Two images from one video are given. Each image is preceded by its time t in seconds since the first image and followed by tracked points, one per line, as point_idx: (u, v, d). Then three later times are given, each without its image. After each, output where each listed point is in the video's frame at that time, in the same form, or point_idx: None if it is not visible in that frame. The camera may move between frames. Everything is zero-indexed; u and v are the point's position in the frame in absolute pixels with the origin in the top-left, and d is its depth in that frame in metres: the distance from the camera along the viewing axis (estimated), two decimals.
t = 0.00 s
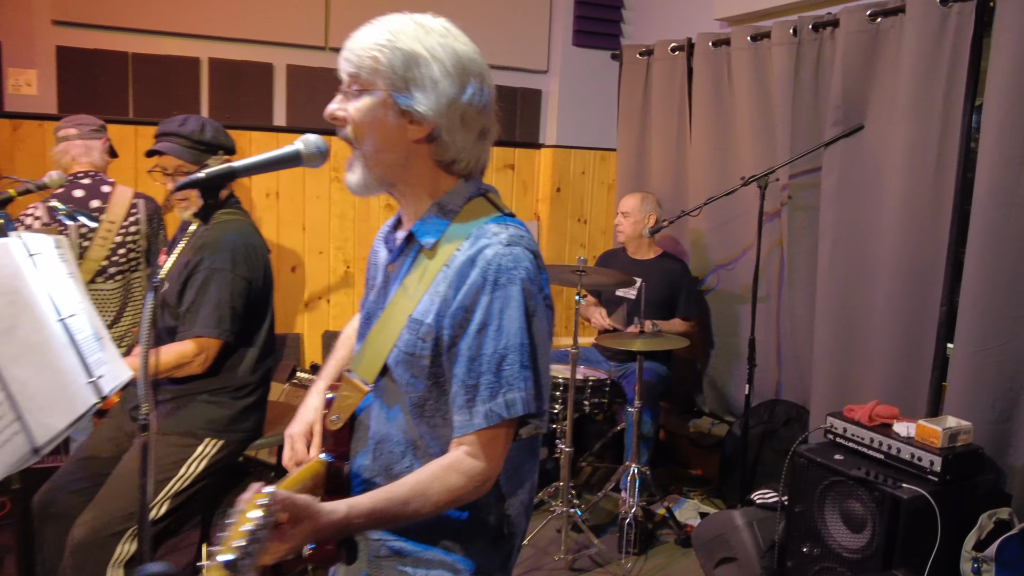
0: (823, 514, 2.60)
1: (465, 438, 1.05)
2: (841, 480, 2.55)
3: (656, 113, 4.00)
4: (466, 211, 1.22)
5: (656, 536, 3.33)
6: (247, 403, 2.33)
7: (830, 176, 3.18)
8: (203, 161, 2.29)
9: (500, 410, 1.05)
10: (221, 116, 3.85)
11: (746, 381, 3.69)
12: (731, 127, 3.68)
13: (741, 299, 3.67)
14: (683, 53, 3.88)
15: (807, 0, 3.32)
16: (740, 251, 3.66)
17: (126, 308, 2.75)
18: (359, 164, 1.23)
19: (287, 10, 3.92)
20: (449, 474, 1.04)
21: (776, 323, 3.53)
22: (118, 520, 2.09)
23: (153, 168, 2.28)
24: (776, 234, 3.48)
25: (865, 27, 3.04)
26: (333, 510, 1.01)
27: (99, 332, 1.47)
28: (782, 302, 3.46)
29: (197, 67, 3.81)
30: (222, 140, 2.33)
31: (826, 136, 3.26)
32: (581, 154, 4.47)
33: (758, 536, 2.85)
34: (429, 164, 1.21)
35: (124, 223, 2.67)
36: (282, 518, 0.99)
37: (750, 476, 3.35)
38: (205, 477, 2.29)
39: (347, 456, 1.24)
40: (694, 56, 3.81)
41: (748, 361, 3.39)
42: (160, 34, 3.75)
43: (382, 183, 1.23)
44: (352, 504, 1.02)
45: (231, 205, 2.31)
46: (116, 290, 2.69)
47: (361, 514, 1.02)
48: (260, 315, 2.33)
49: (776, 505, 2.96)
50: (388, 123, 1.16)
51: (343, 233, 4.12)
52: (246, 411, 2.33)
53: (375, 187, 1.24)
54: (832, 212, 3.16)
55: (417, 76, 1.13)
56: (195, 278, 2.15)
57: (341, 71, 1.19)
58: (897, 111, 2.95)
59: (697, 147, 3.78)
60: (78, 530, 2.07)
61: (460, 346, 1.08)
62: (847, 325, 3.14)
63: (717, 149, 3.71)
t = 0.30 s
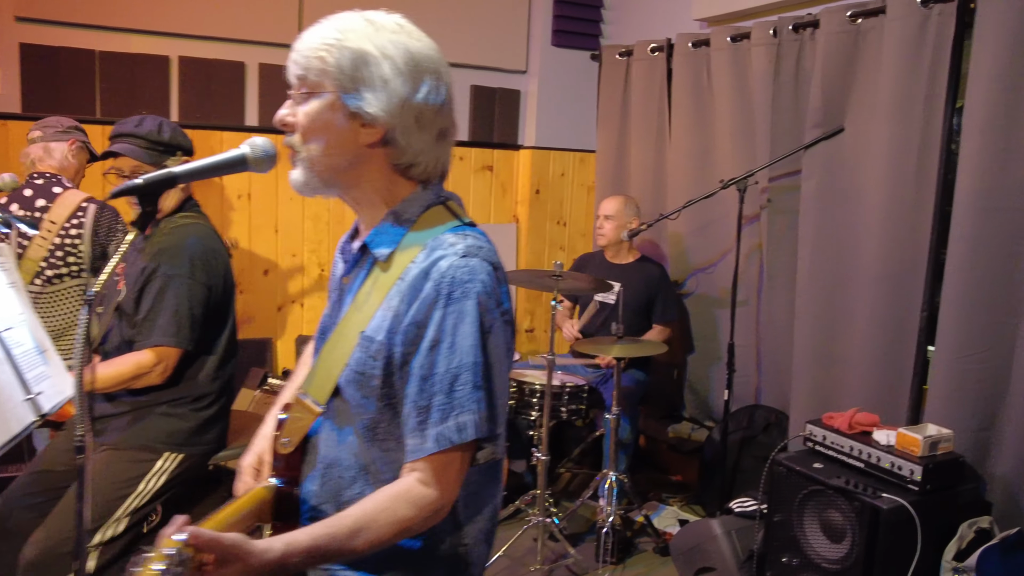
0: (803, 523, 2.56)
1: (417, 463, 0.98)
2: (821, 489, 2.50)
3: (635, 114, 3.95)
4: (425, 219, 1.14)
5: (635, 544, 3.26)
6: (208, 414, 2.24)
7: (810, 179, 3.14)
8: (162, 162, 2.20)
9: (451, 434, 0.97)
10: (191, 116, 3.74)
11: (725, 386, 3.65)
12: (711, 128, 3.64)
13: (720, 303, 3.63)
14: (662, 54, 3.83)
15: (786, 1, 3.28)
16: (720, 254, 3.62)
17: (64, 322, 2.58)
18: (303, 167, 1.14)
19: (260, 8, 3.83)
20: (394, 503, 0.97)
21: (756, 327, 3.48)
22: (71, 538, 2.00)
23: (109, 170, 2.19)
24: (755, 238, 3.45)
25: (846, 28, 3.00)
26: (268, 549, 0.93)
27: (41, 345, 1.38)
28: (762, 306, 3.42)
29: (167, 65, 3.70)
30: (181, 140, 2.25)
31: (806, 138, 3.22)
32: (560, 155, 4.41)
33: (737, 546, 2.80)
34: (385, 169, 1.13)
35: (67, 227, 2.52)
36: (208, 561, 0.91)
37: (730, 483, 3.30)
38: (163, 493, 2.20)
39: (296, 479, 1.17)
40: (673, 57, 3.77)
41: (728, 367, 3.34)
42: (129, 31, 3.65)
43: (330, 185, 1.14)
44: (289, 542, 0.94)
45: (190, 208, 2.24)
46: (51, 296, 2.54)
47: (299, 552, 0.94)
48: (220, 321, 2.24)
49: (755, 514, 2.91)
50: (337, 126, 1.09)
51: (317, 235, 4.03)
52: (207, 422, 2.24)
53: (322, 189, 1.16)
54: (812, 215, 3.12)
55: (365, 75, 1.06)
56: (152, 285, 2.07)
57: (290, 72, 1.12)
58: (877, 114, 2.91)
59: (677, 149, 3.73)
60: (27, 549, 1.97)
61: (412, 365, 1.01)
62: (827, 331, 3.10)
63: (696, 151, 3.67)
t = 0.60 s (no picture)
0: (776, 528, 2.54)
1: (342, 477, 0.94)
2: (794, 494, 2.48)
3: (612, 116, 3.92)
4: (371, 224, 1.09)
5: (610, 549, 3.23)
6: (166, 421, 2.16)
7: (785, 181, 3.12)
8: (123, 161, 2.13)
9: (381, 451, 0.93)
10: (160, 116, 3.66)
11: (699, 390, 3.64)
12: (686, 130, 3.62)
13: (696, 305, 3.61)
14: (638, 55, 3.80)
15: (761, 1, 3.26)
16: (695, 257, 3.60)
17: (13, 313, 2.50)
18: (251, 175, 1.12)
19: (229, 7, 3.77)
20: (318, 517, 0.93)
21: (731, 331, 3.47)
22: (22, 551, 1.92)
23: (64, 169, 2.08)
24: (730, 240, 3.43)
25: (820, 29, 2.98)
26: (177, 555, 0.92)
27: None
28: (737, 309, 3.40)
29: (134, 64, 3.62)
30: (142, 140, 2.19)
31: (780, 140, 3.20)
32: (537, 157, 4.37)
33: (711, 552, 2.77)
34: (327, 168, 1.09)
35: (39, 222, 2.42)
36: (104, 563, 0.95)
37: (706, 487, 3.27)
38: (121, 503, 2.11)
39: (235, 486, 1.12)
40: (648, 58, 3.74)
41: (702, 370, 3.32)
42: (94, 30, 3.56)
43: (276, 194, 1.13)
44: (197, 549, 0.92)
45: (149, 210, 2.18)
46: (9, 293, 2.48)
47: (208, 560, 0.92)
48: (179, 326, 2.17)
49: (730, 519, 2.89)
50: (272, 127, 1.06)
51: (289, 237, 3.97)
52: (165, 430, 2.16)
53: (270, 198, 1.15)
54: (786, 218, 3.10)
55: (297, 73, 1.02)
56: (109, 289, 1.99)
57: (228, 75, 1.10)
58: (851, 116, 2.90)
59: (652, 151, 3.71)
60: None
61: (347, 375, 0.96)
62: (801, 334, 3.08)
63: (671, 153, 3.64)
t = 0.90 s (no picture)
0: (757, 536, 2.50)
1: (275, 488, 0.90)
2: (774, 501, 2.45)
3: (594, 117, 3.89)
4: (321, 224, 1.03)
5: (590, 556, 3.18)
6: (129, 429, 2.08)
7: (766, 182, 3.09)
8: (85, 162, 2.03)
9: (315, 460, 0.89)
10: (135, 116, 3.59)
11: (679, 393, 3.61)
12: (669, 131, 3.58)
13: (678, 308, 3.57)
14: (620, 55, 3.76)
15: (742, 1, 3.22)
16: (677, 259, 3.56)
17: None
18: (197, 177, 1.08)
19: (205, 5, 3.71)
20: (246, 528, 0.88)
21: (713, 333, 3.43)
22: None
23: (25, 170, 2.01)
24: (712, 242, 3.40)
25: (801, 29, 2.95)
26: (89, 559, 0.87)
27: None
28: (718, 312, 3.37)
29: (108, 63, 3.55)
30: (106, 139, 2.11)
31: (762, 140, 3.17)
32: (519, 158, 4.32)
33: (691, 559, 2.73)
34: (274, 168, 1.04)
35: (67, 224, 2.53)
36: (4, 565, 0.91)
37: (687, 492, 3.23)
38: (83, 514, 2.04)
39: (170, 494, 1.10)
40: (631, 58, 3.70)
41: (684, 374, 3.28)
42: (67, 28, 3.49)
43: (223, 196, 1.09)
44: (113, 553, 0.87)
45: (111, 211, 2.10)
46: None
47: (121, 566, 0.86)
48: (144, 330, 2.09)
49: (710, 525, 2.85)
50: (215, 131, 1.02)
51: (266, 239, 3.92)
52: (128, 438, 2.08)
53: (217, 200, 1.11)
54: (768, 219, 3.07)
55: (230, 72, 0.98)
56: (68, 293, 1.92)
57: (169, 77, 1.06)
58: (832, 117, 2.86)
59: (635, 151, 3.67)
60: None
61: (284, 380, 0.92)
62: (782, 336, 3.05)
63: (654, 154, 3.61)
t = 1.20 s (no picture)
0: (741, 542, 2.45)
1: (213, 499, 0.84)
2: (758, 506, 2.39)
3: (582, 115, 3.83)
4: (256, 216, 0.95)
5: (575, 560, 3.11)
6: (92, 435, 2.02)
7: (753, 180, 3.03)
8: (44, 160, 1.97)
9: (245, 467, 0.83)
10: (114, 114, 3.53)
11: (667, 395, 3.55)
12: (656, 129, 3.52)
13: (666, 308, 3.51)
14: (608, 51, 3.71)
15: None
16: (665, 258, 3.50)
17: None
18: (135, 169, 1.00)
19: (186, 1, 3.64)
20: (181, 545, 0.83)
21: (702, 334, 3.37)
22: None
23: None
24: (700, 242, 3.34)
25: (789, 24, 2.89)
26: None
27: None
28: (706, 313, 3.31)
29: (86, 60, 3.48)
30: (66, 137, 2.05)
31: (749, 138, 3.11)
32: (507, 156, 4.26)
33: (676, 565, 2.68)
34: (213, 162, 0.96)
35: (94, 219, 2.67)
36: None
37: (675, 495, 3.18)
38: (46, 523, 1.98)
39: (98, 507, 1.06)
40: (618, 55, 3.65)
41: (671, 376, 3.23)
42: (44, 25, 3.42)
43: (159, 190, 1.00)
44: None
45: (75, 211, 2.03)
46: None
47: None
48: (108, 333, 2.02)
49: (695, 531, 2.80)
50: (152, 123, 0.93)
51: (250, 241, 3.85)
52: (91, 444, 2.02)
53: (154, 194, 1.02)
54: (754, 216, 3.02)
55: (163, 61, 0.89)
56: (27, 295, 1.84)
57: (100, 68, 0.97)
58: (820, 114, 2.80)
59: (622, 150, 3.61)
60: None
61: (211, 382, 0.86)
62: (769, 337, 3.00)
63: (641, 152, 3.55)
